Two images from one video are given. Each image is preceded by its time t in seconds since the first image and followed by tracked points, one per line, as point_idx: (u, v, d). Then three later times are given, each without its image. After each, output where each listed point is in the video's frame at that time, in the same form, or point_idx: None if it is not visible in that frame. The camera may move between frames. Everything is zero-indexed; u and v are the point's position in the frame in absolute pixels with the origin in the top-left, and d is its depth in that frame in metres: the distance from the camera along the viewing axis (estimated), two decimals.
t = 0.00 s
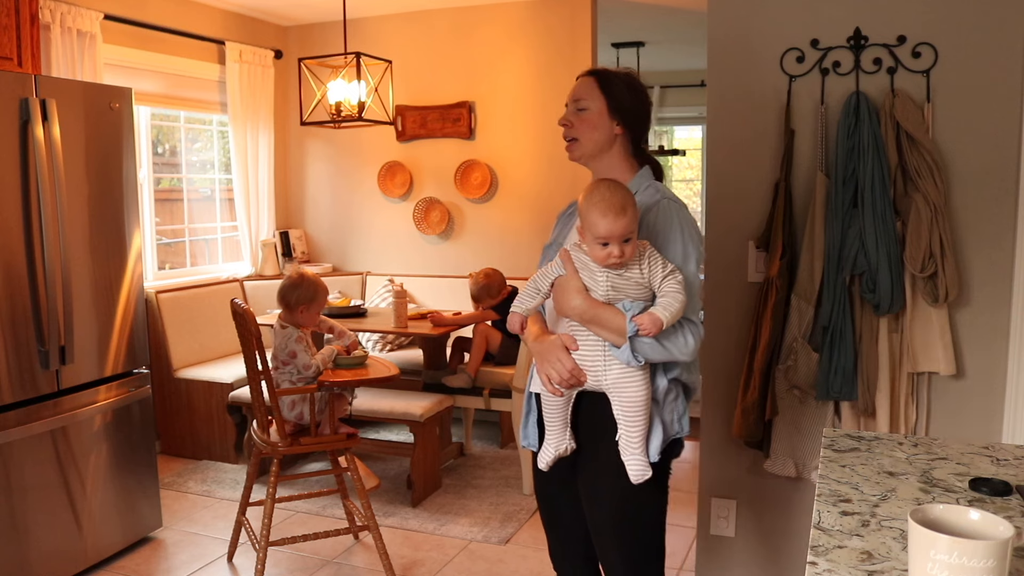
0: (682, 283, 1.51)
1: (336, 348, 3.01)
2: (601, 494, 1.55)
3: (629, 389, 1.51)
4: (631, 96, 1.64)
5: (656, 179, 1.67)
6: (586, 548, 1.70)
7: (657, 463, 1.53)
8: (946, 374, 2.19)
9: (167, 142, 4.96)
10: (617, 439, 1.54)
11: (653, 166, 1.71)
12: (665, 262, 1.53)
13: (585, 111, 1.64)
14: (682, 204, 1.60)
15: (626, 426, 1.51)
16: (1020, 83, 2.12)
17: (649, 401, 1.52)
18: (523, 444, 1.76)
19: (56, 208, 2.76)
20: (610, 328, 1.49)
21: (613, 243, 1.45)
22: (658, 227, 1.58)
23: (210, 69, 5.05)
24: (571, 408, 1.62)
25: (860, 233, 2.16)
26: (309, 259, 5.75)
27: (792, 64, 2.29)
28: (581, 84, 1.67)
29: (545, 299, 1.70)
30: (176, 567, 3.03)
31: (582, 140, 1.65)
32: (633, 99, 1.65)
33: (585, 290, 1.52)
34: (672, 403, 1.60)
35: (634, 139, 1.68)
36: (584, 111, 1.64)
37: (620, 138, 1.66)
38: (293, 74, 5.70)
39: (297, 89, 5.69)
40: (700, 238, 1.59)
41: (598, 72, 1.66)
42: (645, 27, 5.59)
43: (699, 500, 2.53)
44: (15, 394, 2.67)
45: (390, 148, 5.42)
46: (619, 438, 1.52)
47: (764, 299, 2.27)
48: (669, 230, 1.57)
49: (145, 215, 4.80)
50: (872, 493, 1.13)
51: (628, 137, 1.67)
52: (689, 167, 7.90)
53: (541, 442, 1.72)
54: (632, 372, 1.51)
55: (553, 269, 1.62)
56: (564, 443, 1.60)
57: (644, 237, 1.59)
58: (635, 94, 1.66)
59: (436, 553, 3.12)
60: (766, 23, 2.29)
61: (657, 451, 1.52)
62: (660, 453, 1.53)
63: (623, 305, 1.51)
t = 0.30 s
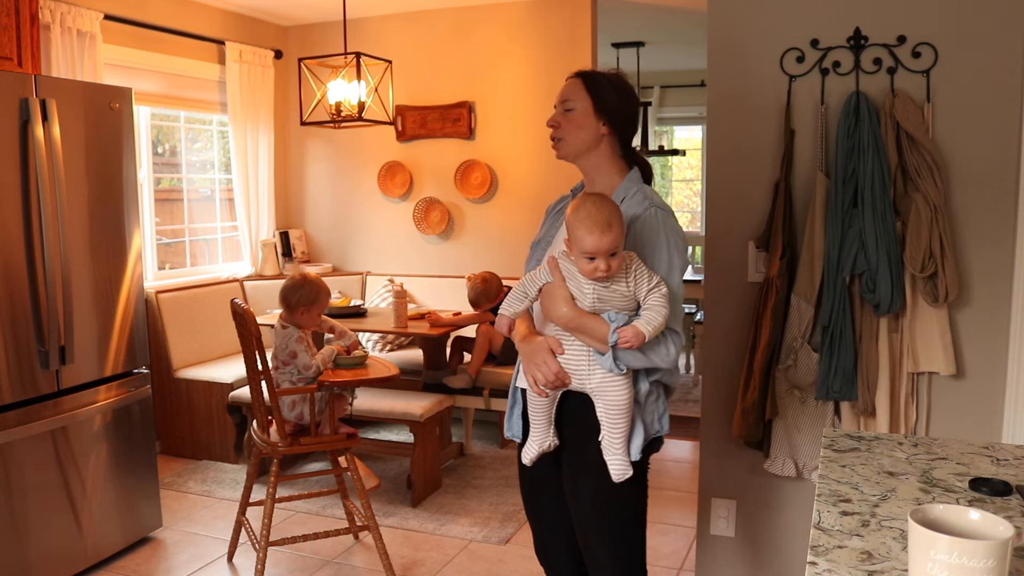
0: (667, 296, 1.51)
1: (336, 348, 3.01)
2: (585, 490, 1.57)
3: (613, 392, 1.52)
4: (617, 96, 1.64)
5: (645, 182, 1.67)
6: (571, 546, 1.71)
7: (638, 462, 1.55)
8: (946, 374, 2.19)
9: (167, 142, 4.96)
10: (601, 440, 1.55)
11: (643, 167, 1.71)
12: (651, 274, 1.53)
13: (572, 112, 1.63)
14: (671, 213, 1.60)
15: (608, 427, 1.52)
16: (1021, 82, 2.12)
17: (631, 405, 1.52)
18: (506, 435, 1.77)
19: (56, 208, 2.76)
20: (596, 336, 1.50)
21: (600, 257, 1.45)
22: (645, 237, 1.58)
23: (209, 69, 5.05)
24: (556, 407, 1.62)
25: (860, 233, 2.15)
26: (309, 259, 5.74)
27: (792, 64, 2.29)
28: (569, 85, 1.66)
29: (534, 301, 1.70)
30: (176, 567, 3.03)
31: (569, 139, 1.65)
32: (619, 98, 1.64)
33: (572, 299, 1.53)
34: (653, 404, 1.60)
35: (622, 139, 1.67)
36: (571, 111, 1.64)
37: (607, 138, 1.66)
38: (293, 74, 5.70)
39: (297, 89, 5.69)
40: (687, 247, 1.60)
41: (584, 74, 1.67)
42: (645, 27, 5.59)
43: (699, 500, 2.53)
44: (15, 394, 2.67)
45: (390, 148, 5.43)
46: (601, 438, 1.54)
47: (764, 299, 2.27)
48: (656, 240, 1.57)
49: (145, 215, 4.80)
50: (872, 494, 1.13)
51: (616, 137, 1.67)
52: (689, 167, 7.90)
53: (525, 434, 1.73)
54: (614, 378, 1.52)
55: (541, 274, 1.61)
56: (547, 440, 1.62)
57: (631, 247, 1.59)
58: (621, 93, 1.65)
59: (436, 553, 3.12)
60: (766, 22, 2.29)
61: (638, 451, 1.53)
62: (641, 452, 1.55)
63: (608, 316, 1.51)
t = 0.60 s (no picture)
0: (659, 302, 1.52)
1: (336, 348, 3.02)
2: (578, 488, 1.57)
3: (603, 394, 1.52)
4: (612, 97, 1.63)
5: (642, 185, 1.67)
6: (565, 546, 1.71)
7: (628, 463, 1.55)
8: (946, 374, 2.19)
9: (167, 142, 4.96)
10: (591, 441, 1.56)
11: (641, 169, 1.71)
12: (644, 280, 1.54)
13: (568, 117, 1.64)
14: (668, 218, 1.60)
15: (598, 429, 1.53)
16: (1021, 81, 2.12)
17: (621, 407, 1.53)
18: (501, 432, 1.77)
19: (56, 208, 2.76)
20: (587, 339, 1.51)
21: (594, 265, 1.45)
22: (640, 242, 1.58)
23: (210, 69, 5.05)
24: (548, 407, 1.63)
25: (860, 233, 2.15)
26: (309, 259, 5.75)
27: (792, 64, 2.29)
28: (563, 89, 1.67)
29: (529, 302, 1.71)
30: (176, 567, 3.03)
31: (566, 146, 1.66)
32: (615, 99, 1.64)
33: (565, 302, 1.53)
34: (644, 406, 1.60)
35: (620, 141, 1.68)
36: (567, 117, 1.64)
37: (605, 141, 1.66)
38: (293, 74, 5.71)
39: (297, 89, 5.70)
40: (681, 253, 1.60)
41: (578, 77, 1.66)
42: (645, 27, 5.59)
43: (699, 500, 2.53)
44: (15, 394, 2.67)
45: (390, 148, 5.43)
46: (591, 440, 1.55)
47: (764, 299, 2.27)
48: (651, 245, 1.57)
49: (145, 215, 4.80)
50: (872, 494, 1.13)
51: (614, 140, 1.67)
52: (689, 167, 7.90)
53: (518, 432, 1.73)
54: (605, 381, 1.52)
55: (535, 276, 1.61)
56: (539, 439, 1.62)
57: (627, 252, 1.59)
58: (616, 94, 1.64)
59: (436, 553, 3.12)
60: (766, 22, 2.29)
61: (628, 453, 1.53)
62: (631, 453, 1.55)
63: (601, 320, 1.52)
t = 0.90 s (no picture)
0: (671, 295, 1.52)
1: (336, 348, 3.02)
2: (589, 490, 1.57)
3: (616, 393, 1.52)
4: (620, 93, 1.64)
5: (648, 181, 1.68)
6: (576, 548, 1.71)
7: (642, 463, 1.55)
8: (946, 374, 2.19)
9: (167, 142, 4.96)
10: (603, 441, 1.56)
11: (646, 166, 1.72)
12: (655, 273, 1.54)
13: (577, 113, 1.63)
14: (675, 211, 1.61)
15: (611, 429, 1.52)
16: (1021, 82, 2.12)
17: (634, 406, 1.53)
18: (511, 438, 1.77)
19: (56, 208, 2.76)
20: (598, 335, 1.51)
21: (604, 259, 1.45)
22: (649, 236, 1.58)
23: (210, 69, 5.05)
24: (559, 407, 1.62)
25: (860, 233, 2.15)
26: (309, 259, 5.75)
27: (792, 64, 2.29)
28: (571, 85, 1.66)
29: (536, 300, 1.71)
30: (176, 567, 3.03)
31: (575, 141, 1.65)
32: (623, 95, 1.65)
33: (574, 298, 1.53)
34: (657, 405, 1.60)
35: (627, 139, 1.69)
36: (576, 113, 1.63)
37: (613, 139, 1.67)
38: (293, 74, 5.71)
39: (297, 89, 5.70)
40: (691, 245, 1.60)
41: (587, 73, 1.66)
42: (645, 27, 5.59)
43: (699, 500, 2.53)
44: (15, 394, 2.67)
45: (390, 148, 5.43)
46: (604, 440, 1.54)
47: (764, 299, 2.27)
48: (660, 239, 1.58)
49: (145, 215, 4.80)
50: (872, 494, 1.13)
51: (621, 138, 1.68)
52: (689, 167, 7.91)
53: (529, 437, 1.73)
54: (618, 378, 1.52)
55: (544, 272, 1.62)
56: (552, 440, 1.62)
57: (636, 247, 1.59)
58: (624, 92, 1.65)
59: (436, 553, 3.12)
60: (767, 22, 2.29)
61: (642, 452, 1.53)
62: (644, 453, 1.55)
63: (613, 314, 1.52)
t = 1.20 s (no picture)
0: (690, 292, 1.51)
1: (336, 348, 3.02)
2: (604, 495, 1.56)
3: (633, 395, 1.52)
4: (635, 91, 1.65)
5: (661, 179, 1.68)
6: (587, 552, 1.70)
7: (661, 467, 1.55)
8: (946, 374, 2.19)
9: (167, 142, 4.96)
10: (620, 445, 1.55)
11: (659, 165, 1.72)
12: (672, 271, 1.53)
13: (592, 110, 1.64)
14: (690, 208, 1.60)
15: (629, 433, 1.52)
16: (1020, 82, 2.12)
17: (652, 408, 1.52)
18: (528, 448, 1.77)
19: (56, 208, 2.76)
20: (614, 334, 1.50)
21: (621, 257, 1.45)
22: (665, 233, 1.57)
23: (210, 69, 5.05)
24: (575, 411, 1.62)
25: (860, 233, 2.15)
26: (309, 259, 5.75)
27: (792, 64, 2.29)
28: (586, 81, 1.67)
29: (550, 302, 1.72)
30: (176, 567, 3.03)
31: (588, 138, 1.65)
32: (638, 93, 1.66)
33: (589, 296, 1.53)
34: (676, 407, 1.59)
35: (640, 138, 1.69)
36: (591, 110, 1.64)
37: (627, 138, 1.67)
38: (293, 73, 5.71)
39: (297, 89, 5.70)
40: (708, 243, 1.59)
41: (602, 70, 1.67)
42: (645, 27, 5.59)
43: (699, 500, 2.53)
44: (15, 394, 2.67)
45: (390, 148, 5.43)
46: (621, 443, 1.54)
47: (764, 299, 2.27)
48: (676, 235, 1.57)
49: (145, 215, 4.80)
50: (872, 494, 1.13)
51: (635, 137, 1.68)
52: (689, 167, 7.91)
53: (544, 445, 1.72)
54: (635, 378, 1.51)
55: (557, 271, 1.63)
56: (566, 447, 1.61)
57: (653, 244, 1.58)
58: (639, 90, 1.66)
59: (436, 553, 3.12)
60: (767, 22, 2.29)
61: (659, 457, 1.53)
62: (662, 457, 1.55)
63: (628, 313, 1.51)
